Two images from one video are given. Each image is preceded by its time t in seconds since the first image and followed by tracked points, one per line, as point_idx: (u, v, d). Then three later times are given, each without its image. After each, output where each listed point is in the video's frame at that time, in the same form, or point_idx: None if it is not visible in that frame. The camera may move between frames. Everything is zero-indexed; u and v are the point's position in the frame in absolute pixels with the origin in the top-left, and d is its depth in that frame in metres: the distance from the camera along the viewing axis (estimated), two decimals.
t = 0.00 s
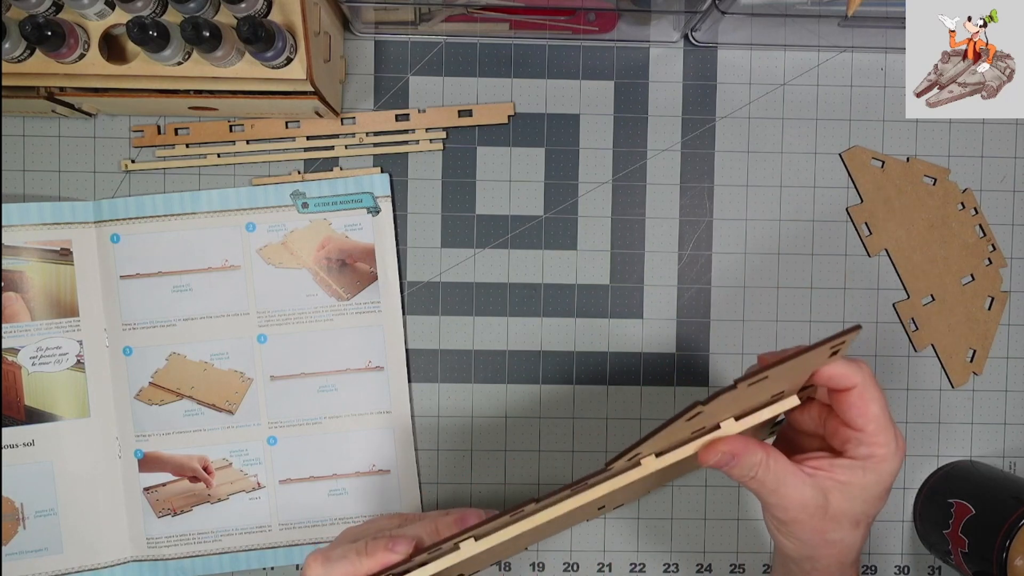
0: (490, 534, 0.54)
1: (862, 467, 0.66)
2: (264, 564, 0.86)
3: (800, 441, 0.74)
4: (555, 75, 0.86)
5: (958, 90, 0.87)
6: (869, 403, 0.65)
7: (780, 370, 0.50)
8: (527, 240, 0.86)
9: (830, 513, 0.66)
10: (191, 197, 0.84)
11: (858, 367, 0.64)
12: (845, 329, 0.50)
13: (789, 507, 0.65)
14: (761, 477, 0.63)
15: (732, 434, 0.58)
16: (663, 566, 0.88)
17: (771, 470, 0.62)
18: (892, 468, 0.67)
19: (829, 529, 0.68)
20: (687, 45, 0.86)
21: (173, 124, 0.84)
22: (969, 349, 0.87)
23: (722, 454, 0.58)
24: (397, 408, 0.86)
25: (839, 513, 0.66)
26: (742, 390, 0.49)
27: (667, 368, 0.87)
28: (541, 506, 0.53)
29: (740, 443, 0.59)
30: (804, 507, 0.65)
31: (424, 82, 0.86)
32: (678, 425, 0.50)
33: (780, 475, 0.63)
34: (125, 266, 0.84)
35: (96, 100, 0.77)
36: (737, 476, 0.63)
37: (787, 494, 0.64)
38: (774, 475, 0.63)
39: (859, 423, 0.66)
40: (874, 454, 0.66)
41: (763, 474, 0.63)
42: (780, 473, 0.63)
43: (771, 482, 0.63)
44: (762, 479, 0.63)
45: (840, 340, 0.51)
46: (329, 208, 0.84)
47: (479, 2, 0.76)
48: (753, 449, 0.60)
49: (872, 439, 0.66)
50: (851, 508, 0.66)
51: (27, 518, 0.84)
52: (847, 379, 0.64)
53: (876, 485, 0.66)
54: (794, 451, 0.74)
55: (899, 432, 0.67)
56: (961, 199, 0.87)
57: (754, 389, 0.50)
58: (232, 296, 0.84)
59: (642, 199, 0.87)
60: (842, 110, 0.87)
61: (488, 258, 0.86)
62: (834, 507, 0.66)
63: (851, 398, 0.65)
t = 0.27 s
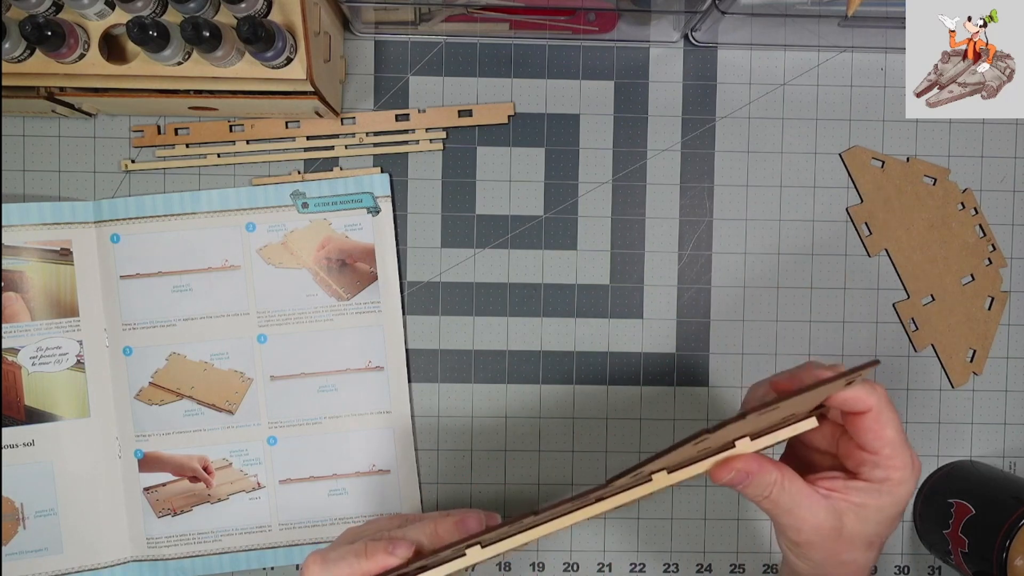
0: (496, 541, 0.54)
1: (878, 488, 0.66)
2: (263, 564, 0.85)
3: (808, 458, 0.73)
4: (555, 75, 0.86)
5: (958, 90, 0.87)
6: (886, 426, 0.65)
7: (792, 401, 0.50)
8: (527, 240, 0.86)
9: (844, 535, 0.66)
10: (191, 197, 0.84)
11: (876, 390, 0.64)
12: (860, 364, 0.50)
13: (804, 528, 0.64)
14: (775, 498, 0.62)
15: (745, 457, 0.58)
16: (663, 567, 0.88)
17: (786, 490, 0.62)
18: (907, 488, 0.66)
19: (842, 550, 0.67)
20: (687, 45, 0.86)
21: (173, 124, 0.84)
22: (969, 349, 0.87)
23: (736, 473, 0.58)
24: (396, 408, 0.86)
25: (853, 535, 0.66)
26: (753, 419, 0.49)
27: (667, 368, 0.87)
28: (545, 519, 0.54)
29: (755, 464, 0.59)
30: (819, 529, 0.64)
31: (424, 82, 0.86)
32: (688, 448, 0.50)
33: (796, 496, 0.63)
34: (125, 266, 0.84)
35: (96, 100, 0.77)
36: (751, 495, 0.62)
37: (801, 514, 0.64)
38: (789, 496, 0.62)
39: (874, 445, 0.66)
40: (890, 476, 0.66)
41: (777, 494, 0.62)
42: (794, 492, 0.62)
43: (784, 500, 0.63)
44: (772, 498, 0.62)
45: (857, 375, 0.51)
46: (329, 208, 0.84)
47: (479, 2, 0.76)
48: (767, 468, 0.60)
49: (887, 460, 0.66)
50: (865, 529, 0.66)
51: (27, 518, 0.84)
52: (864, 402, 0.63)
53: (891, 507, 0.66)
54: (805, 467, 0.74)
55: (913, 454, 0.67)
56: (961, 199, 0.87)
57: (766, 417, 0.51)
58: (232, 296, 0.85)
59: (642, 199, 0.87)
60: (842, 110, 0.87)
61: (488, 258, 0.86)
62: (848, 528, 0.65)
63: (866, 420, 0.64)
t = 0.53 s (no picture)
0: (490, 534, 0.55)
1: (870, 514, 0.64)
2: (263, 564, 0.85)
3: (804, 470, 0.71)
4: (555, 75, 0.86)
5: (958, 90, 0.87)
6: (919, 462, 0.63)
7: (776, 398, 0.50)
8: (527, 240, 0.86)
9: (822, 552, 0.65)
10: (191, 197, 0.84)
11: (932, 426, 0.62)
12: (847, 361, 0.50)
13: (786, 540, 0.63)
14: (763, 509, 0.61)
15: (738, 458, 0.57)
16: (663, 567, 0.88)
17: (775, 504, 0.60)
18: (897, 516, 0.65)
19: (819, 565, 0.67)
20: (687, 45, 0.86)
21: (173, 124, 0.84)
22: (969, 349, 0.87)
23: (728, 479, 0.56)
24: (396, 408, 0.86)
25: (831, 553, 0.65)
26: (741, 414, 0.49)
27: (667, 368, 0.87)
28: (539, 513, 0.54)
29: (748, 470, 0.57)
30: (800, 544, 0.63)
31: (424, 82, 0.86)
32: (674, 447, 0.51)
33: (784, 510, 0.61)
34: (125, 266, 0.84)
35: (96, 100, 0.77)
36: (738, 501, 0.61)
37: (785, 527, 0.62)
38: (777, 510, 0.61)
39: (896, 475, 0.64)
40: (887, 505, 0.65)
41: (764, 506, 0.60)
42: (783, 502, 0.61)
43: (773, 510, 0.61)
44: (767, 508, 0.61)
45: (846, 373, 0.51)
46: (329, 208, 0.84)
47: (479, 2, 0.76)
48: (760, 479, 0.58)
49: (895, 491, 0.64)
50: (845, 550, 0.65)
51: (27, 518, 0.84)
52: (918, 436, 0.61)
53: (876, 532, 0.65)
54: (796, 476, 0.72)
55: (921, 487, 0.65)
56: (961, 199, 0.87)
57: (753, 415, 0.51)
58: (232, 296, 0.85)
59: (642, 199, 0.87)
60: (842, 110, 0.87)
61: (488, 258, 0.86)
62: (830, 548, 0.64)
63: (909, 453, 0.62)
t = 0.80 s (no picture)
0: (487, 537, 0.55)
1: (873, 527, 0.64)
2: (263, 564, 0.85)
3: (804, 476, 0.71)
4: (555, 75, 0.86)
5: (958, 90, 0.87)
6: (909, 478, 0.60)
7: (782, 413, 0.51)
8: (527, 240, 0.86)
9: (833, 557, 0.65)
10: (191, 197, 0.84)
11: (909, 441, 0.59)
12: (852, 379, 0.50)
13: (798, 541, 0.64)
14: (780, 507, 0.61)
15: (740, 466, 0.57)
16: (663, 567, 0.88)
17: (795, 504, 0.61)
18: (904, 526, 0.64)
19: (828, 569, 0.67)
20: (687, 45, 0.86)
21: (173, 124, 0.84)
22: (969, 349, 0.87)
23: (755, 479, 0.57)
24: (396, 408, 0.86)
25: (842, 558, 0.65)
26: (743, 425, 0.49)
27: (667, 368, 0.87)
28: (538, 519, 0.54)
29: (772, 472, 0.58)
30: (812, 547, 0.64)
31: (424, 82, 0.86)
32: (679, 459, 0.51)
33: (800, 511, 0.61)
34: (125, 266, 0.84)
35: (96, 100, 0.77)
36: (757, 498, 0.61)
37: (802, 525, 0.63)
38: (794, 510, 0.61)
39: (887, 492, 0.62)
40: (890, 518, 0.64)
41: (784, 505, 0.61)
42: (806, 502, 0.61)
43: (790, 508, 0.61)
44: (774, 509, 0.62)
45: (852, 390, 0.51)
46: (329, 208, 0.84)
47: (478, 2, 0.76)
48: (785, 479, 0.59)
49: (891, 505, 0.62)
50: (854, 556, 0.65)
51: (27, 518, 0.84)
52: (897, 456, 0.59)
53: (882, 540, 0.65)
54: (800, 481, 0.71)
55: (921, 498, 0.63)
56: (961, 199, 0.87)
57: (757, 430, 0.51)
58: (232, 296, 0.85)
59: (642, 199, 0.87)
60: (842, 110, 0.87)
61: (488, 258, 0.86)
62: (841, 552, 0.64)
63: (892, 472, 0.60)
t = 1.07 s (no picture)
0: (497, 550, 0.55)
1: (883, 528, 0.64)
2: (263, 564, 0.86)
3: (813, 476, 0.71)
4: (555, 75, 0.86)
5: (958, 90, 0.87)
6: (922, 483, 0.60)
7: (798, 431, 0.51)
8: (527, 240, 0.86)
9: (842, 557, 0.65)
10: (191, 197, 0.84)
11: (923, 447, 0.60)
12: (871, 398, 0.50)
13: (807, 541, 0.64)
14: (791, 512, 0.61)
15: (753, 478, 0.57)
16: (663, 567, 0.88)
17: (806, 510, 0.61)
18: (914, 528, 0.64)
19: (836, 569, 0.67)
20: (687, 45, 0.86)
21: (173, 124, 0.84)
22: (969, 349, 0.87)
23: (766, 491, 0.58)
24: (397, 408, 0.86)
25: (851, 559, 0.65)
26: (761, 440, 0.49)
27: (667, 368, 0.87)
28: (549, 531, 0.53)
29: (785, 481, 0.58)
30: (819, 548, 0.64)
31: (424, 82, 0.86)
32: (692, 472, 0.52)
33: (812, 513, 0.61)
34: (125, 266, 0.84)
35: (96, 101, 0.77)
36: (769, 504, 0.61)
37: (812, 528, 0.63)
38: (805, 514, 0.61)
39: (900, 495, 0.62)
40: (901, 520, 0.64)
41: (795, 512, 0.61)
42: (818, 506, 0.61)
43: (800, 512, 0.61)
44: (776, 511, 0.61)
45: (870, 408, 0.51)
46: (329, 208, 0.84)
47: (478, 2, 0.76)
48: (798, 486, 0.59)
49: (904, 508, 0.63)
50: (865, 556, 0.65)
51: (27, 518, 0.84)
52: (913, 461, 0.59)
53: (893, 541, 0.65)
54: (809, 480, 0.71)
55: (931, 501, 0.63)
56: (961, 199, 0.87)
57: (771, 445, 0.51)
58: (232, 296, 0.85)
59: (642, 199, 0.87)
60: (842, 110, 0.87)
61: (488, 258, 0.86)
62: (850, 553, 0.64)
63: (907, 477, 0.60)
